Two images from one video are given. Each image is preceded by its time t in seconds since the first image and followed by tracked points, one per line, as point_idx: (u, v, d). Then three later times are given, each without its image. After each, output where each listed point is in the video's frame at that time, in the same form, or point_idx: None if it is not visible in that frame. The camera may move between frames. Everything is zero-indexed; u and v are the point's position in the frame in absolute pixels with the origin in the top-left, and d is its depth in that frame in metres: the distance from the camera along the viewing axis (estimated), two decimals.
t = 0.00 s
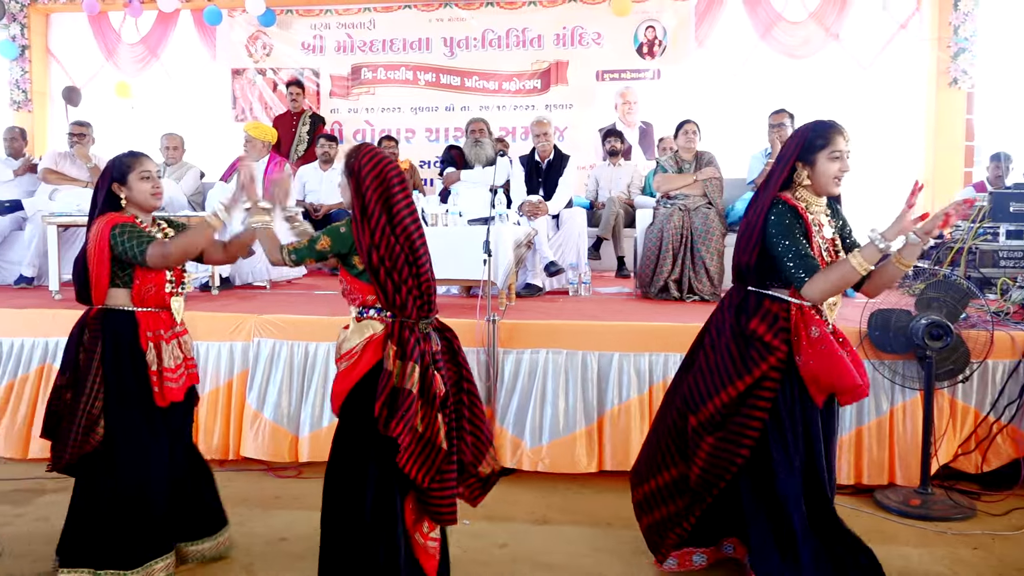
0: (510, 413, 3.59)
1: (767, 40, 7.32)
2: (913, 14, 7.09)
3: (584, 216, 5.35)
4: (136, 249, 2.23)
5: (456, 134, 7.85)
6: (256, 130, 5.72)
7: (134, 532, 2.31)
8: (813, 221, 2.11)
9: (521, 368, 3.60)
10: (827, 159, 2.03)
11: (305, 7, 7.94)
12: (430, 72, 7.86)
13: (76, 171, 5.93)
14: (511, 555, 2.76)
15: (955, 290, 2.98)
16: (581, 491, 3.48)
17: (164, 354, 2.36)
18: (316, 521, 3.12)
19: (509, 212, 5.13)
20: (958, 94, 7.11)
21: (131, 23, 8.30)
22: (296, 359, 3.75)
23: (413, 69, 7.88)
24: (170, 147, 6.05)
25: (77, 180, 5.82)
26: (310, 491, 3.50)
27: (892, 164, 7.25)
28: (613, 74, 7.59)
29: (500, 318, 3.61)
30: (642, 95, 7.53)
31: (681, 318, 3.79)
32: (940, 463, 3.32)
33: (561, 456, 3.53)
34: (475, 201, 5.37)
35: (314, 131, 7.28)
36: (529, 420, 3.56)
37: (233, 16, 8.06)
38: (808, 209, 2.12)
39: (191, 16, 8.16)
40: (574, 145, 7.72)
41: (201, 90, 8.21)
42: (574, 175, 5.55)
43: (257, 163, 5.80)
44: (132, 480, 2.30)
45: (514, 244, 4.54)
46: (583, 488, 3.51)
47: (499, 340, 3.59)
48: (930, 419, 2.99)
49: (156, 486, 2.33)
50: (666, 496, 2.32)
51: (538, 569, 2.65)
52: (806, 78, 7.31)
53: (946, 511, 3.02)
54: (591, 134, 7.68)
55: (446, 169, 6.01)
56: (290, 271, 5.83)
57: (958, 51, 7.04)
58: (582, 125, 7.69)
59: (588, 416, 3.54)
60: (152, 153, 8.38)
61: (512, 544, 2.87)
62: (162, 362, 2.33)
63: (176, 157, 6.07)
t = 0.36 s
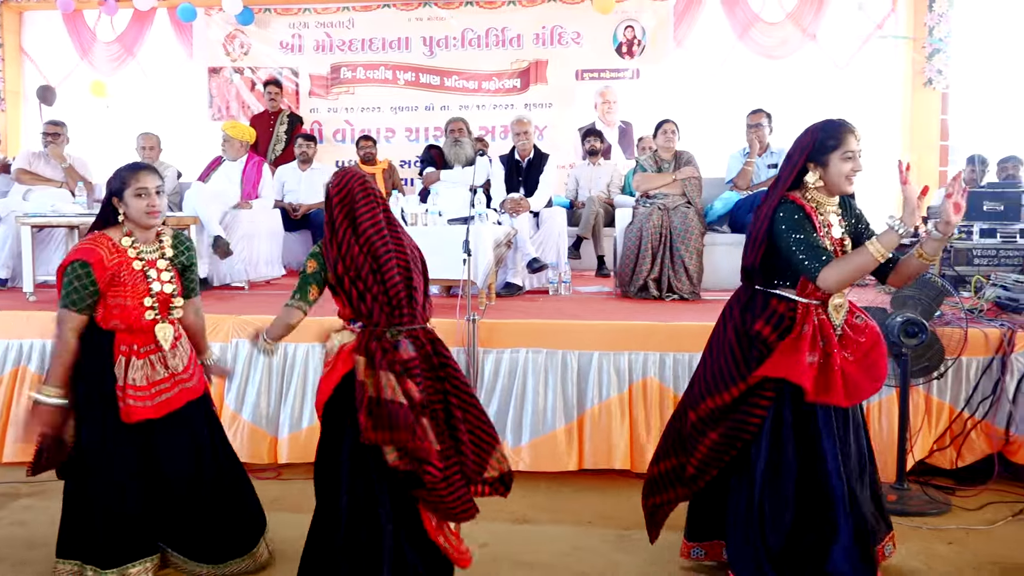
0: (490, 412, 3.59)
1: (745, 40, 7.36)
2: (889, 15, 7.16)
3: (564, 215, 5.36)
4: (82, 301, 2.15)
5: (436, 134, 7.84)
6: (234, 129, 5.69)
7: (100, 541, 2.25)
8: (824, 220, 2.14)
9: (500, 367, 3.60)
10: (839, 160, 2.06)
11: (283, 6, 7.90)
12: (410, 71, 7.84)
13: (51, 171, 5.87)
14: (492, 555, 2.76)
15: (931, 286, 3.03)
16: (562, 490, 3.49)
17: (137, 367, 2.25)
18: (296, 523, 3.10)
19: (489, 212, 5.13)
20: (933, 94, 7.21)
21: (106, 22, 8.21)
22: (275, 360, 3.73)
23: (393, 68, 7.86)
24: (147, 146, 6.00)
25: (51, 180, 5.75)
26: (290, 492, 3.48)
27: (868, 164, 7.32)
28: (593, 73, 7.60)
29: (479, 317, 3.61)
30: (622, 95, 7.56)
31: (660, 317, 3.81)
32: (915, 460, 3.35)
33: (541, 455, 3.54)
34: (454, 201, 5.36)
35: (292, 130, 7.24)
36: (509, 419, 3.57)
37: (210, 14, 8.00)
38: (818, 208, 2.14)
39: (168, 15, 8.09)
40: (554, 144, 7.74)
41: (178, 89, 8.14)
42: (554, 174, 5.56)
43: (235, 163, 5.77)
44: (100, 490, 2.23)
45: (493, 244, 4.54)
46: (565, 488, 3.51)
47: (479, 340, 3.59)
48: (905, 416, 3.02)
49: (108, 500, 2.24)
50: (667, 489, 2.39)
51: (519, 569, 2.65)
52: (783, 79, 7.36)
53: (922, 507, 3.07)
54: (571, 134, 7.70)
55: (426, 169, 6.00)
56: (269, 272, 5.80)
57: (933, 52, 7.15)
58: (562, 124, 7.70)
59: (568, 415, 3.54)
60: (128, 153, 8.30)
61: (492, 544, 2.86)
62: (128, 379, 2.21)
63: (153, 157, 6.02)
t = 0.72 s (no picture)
0: (461, 412, 3.59)
1: (715, 41, 7.42)
2: (856, 17, 7.26)
3: (534, 215, 5.37)
4: (65, 320, 2.10)
5: (407, 133, 7.82)
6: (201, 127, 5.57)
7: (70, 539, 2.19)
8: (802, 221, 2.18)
9: (471, 367, 3.59)
10: (801, 166, 2.14)
11: (252, 3, 7.82)
12: (381, 70, 7.80)
13: (12, 169, 5.77)
14: (462, 555, 2.76)
15: (893, 287, 3.10)
16: (532, 489, 3.50)
17: (109, 377, 2.17)
18: (263, 525, 3.08)
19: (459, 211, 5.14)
20: (898, 96, 7.46)
21: (70, 17, 8.07)
22: (242, 360, 3.70)
23: (363, 67, 7.81)
24: (112, 144, 5.91)
25: (13, 178, 5.65)
26: (260, 493, 3.48)
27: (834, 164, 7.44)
28: (564, 73, 7.62)
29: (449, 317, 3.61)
30: (592, 95, 7.58)
31: (629, 316, 3.83)
32: (881, 456, 3.41)
33: (512, 454, 3.54)
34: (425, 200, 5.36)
35: (261, 128, 7.18)
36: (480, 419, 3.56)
37: (177, 10, 7.91)
38: (795, 209, 2.20)
39: (134, 10, 7.97)
40: (525, 143, 7.75)
41: (145, 86, 8.03)
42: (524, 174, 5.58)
43: (203, 161, 5.70)
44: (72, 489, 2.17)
45: (464, 243, 4.54)
46: (535, 488, 3.51)
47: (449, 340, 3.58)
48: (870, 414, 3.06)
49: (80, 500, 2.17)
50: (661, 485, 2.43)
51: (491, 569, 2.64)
52: (751, 79, 7.43)
53: (886, 503, 3.12)
54: (542, 133, 7.72)
55: (396, 168, 5.98)
56: (238, 271, 5.75)
57: (899, 54, 7.32)
58: (533, 124, 7.72)
59: (538, 415, 3.55)
60: (94, 150, 8.18)
61: (461, 544, 2.86)
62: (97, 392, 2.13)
63: (118, 155, 5.93)
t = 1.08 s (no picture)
0: (421, 412, 3.57)
1: (673, 42, 7.49)
2: (810, 19, 7.38)
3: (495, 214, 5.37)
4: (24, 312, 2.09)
5: (366, 132, 7.77)
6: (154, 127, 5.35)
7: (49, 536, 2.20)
8: (718, 216, 2.28)
9: (431, 367, 3.58)
10: (720, 165, 2.25)
11: None
12: (340, 68, 7.74)
13: None
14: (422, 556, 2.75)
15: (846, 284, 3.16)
16: (491, 488, 3.50)
17: (64, 380, 2.14)
18: (220, 528, 3.04)
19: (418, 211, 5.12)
20: (851, 97, 7.66)
21: (18, 12, 7.88)
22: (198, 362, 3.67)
23: (322, 65, 7.74)
24: (63, 142, 5.78)
25: None
26: (217, 495, 3.45)
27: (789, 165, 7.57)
28: (524, 73, 7.63)
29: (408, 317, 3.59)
30: (552, 95, 7.60)
31: (588, 314, 3.85)
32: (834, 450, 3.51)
33: (473, 455, 3.53)
34: (384, 199, 5.32)
35: (217, 127, 7.08)
36: (440, 419, 3.55)
37: (130, 7, 7.76)
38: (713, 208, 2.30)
39: (85, 6, 7.80)
40: (485, 143, 7.74)
41: (97, 84, 7.87)
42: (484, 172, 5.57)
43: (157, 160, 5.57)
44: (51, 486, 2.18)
45: (423, 243, 4.53)
46: (495, 488, 3.50)
47: (408, 340, 3.56)
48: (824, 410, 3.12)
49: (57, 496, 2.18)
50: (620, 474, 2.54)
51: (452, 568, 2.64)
52: (708, 79, 7.51)
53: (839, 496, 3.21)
54: (502, 133, 7.72)
55: (355, 167, 5.93)
56: (194, 271, 5.65)
57: (852, 56, 7.58)
58: (493, 123, 7.72)
59: (498, 414, 3.54)
60: (44, 149, 8.00)
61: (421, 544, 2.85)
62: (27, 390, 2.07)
63: (69, 153, 5.81)
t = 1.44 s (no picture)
0: (385, 413, 3.54)
1: (636, 44, 7.53)
2: (770, 23, 7.49)
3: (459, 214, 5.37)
4: None
5: (329, 131, 7.71)
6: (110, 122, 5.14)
7: None
8: (615, 229, 2.18)
9: (394, 368, 3.56)
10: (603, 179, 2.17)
11: None
12: (303, 67, 7.67)
13: None
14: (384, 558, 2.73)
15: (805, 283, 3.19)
16: (455, 489, 3.49)
17: None
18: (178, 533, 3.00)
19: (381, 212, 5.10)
20: (810, 100, 7.76)
21: None
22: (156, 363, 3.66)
23: (284, 63, 7.66)
24: (15, 140, 5.66)
25: None
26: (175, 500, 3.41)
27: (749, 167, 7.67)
28: (488, 73, 7.62)
29: (372, 318, 3.57)
30: (516, 95, 7.60)
31: (552, 315, 3.87)
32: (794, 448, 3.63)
33: (437, 455, 3.51)
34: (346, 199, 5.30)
35: (178, 125, 6.98)
36: (404, 420, 3.53)
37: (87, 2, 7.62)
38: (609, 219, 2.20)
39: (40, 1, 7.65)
40: (449, 143, 7.72)
41: (52, 80, 7.71)
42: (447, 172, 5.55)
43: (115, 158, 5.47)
44: None
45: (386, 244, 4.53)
46: (458, 489, 3.50)
47: (371, 340, 3.55)
48: (785, 407, 3.17)
49: None
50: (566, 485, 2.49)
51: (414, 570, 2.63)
52: (670, 80, 7.57)
53: (799, 493, 3.29)
54: (466, 133, 7.70)
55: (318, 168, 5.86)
56: (153, 272, 5.57)
57: (811, 59, 7.61)
58: (457, 123, 7.70)
59: (462, 415, 3.53)
60: None
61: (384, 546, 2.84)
62: None
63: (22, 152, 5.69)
